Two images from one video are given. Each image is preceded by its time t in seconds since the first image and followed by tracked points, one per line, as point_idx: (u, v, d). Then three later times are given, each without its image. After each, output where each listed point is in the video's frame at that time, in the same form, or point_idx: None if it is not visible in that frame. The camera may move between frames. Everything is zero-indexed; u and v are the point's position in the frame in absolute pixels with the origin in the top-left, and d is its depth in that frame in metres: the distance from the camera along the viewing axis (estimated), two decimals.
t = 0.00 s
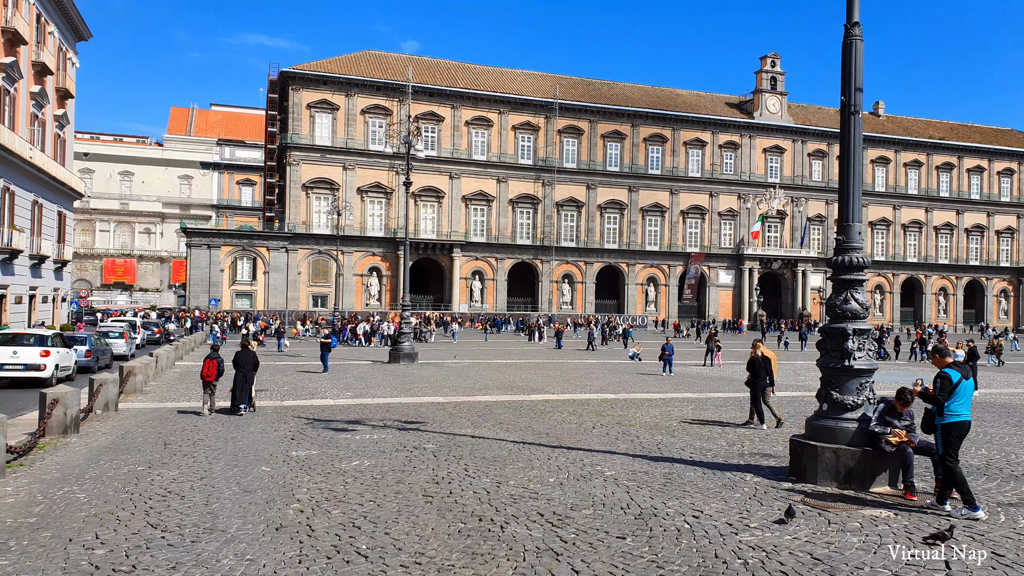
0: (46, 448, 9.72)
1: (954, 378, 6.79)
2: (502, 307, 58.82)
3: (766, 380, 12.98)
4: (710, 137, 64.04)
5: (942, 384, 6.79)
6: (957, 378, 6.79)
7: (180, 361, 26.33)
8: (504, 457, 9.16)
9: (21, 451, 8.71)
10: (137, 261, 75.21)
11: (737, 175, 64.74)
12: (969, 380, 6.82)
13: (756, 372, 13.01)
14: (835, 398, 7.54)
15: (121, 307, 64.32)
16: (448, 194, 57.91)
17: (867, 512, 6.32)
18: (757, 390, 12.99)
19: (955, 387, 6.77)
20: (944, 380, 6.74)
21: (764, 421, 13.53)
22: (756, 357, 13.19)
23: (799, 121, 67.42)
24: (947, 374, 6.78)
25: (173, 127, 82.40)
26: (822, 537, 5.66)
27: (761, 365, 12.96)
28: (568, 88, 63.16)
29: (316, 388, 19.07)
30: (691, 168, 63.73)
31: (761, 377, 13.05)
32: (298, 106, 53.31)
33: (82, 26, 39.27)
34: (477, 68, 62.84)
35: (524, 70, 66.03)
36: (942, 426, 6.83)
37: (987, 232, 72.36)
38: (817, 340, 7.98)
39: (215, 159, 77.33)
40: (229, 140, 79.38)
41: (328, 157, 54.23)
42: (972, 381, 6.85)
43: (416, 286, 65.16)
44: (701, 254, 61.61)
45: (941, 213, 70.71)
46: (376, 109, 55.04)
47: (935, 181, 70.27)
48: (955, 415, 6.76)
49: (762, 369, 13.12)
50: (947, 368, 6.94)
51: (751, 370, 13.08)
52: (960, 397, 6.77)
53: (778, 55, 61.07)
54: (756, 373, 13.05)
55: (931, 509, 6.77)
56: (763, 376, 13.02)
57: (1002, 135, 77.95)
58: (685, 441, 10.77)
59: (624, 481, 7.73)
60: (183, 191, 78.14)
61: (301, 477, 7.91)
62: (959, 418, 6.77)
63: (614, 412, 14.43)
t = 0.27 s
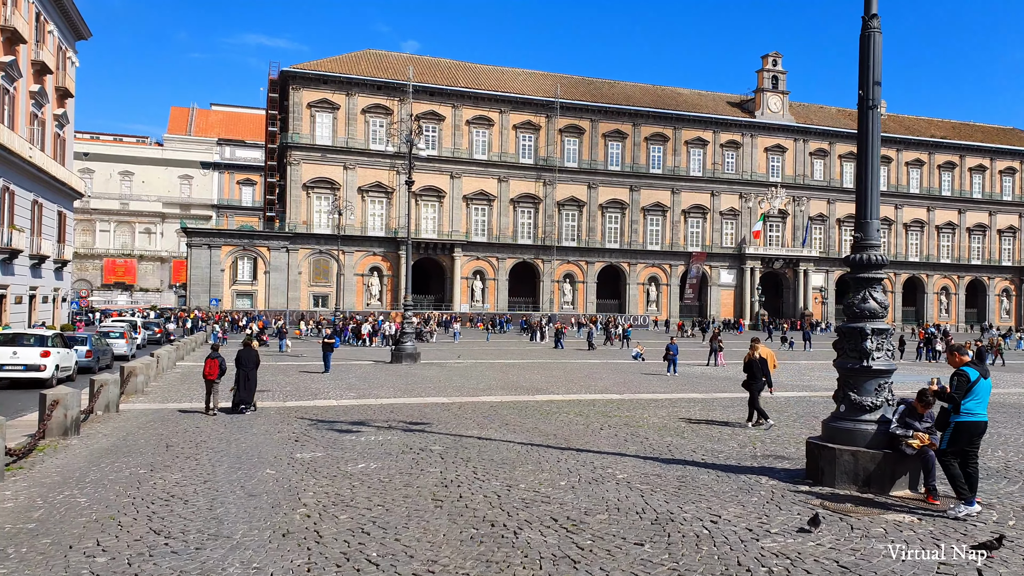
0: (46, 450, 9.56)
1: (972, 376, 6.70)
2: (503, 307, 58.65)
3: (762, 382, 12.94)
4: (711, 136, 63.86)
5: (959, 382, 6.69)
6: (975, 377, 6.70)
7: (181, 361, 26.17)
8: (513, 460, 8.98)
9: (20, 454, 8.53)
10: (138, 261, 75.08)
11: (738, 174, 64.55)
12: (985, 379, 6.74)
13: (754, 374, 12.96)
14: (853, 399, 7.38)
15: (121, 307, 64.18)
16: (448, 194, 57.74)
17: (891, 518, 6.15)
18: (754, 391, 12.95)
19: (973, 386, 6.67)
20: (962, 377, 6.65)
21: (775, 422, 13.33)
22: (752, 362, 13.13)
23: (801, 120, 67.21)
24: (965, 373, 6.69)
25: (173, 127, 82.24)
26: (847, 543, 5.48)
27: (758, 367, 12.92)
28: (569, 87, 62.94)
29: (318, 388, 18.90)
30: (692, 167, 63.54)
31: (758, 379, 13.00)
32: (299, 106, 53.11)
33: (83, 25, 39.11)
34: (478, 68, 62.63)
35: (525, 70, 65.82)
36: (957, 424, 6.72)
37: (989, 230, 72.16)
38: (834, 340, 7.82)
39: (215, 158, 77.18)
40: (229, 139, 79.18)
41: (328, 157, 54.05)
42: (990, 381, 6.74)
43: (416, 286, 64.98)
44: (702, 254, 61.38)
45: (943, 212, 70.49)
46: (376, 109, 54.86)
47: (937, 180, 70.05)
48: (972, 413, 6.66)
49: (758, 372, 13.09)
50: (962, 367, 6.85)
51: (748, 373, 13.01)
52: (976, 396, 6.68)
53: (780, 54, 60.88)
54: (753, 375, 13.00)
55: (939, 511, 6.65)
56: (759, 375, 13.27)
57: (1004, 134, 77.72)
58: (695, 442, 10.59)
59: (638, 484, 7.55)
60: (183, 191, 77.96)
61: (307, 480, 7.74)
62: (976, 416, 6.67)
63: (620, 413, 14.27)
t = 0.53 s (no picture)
0: (47, 448, 9.37)
1: (991, 378, 6.53)
2: (505, 307, 58.46)
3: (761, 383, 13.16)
4: (715, 136, 63.62)
5: (977, 384, 6.51)
6: (993, 379, 6.51)
7: (183, 358, 26.02)
8: (524, 461, 8.81)
9: (22, 452, 8.36)
10: (139, 259, 75.04)
11: (742, 175, 64.33)
12: (1006, 381, 6.55)
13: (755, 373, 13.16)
14: (875, 401, 7.19)
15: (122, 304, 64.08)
16: (451, 193, 57.55)
17: (918, 525, 5.98)
18: (751, 390, 13.24)
19: (991, 388, 6.49)
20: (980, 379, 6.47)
21: (786, 424, 13.14)
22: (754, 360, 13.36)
23: (804, 121, 66.97)
24: (983, 374, 6.52)
25: (176, 125, 82.15)
26: (877, 552, 5.34)
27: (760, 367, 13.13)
28: (572, 87, 62.72)
29: (322, 387, 18.75)
30: (695, 168, 63.32)
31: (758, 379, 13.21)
32: (301, 104, 52.91)
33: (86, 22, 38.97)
34: (482, 67, 62.44)
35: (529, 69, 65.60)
36: (976, 427, 6.52)
37: (992, 233, 71.93)
38: (854, 342, 7.62)
39: (218, 156, 77.06)
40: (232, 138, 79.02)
41: (331, 155, 53.86)
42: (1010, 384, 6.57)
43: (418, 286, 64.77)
44: (705, 254, 61.13)
45: (947, 214, 70.23)
46: (379, 107, 54.69)
47: (941, 182, 69.81)
48: (991, 416, 6.45)
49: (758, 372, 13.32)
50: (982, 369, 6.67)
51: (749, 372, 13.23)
52: (996, 398, 6.49)
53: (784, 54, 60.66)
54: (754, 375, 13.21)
55: (951, 517, 6.44)
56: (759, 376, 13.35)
57: (1008, 136, 77.42)
58: (707, 444, 10.41)
59: (654, 487, 7.38)
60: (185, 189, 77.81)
61: (315, 481, 7.57)
62: (996, 419, 6.45)
63: (629, 414, 14.10)
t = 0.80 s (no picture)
0: (51, 453, 9.19)
1: (999, 380, 6.33)
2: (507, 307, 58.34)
3: (758, 383, 13.25)
4: (717, 136, 63.43)
5: (986, 387, 6.38)
6: (1003, 381, 6.32)
7: (186, 360, 25.84)
8: (538, 464, 8.64)
9: (24, 456, 8.17)
10: (140, 260, 74.92)
11: (743, 174, 64.17)
12: (1019, 383, 6.33)
13: (749, 374, 13.30)
14: (898, 402, 7.04)
15: (123, 305, 63.95)
16: (452, 193, 57.40)
17: (949, 530, 5.82)
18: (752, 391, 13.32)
19: (1001, 390, 6.31)
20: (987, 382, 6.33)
21: (799, 425, 12.97)
22: (750, 360, 13.49)
23: (806, 119, 66.78)
24: (990, 376, 6.36)
25: (176, 126, 82.00)
26: (911, 559, 5.18)
27: (754, 367, 13.25)
28: (573, 86, 62.54)
29: (326, 388, 18.59)
30: (697, 167, 63.15)
31: (754, 379, 13.33)
32: (302, 104, 52.73)
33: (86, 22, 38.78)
34: (483, 67, 62.28)
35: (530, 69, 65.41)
36: (988, 430, 6.35)
37: (995, 231, 71.72)
38: (875, 341, 7.46)
39: (218, 157, 76.88)
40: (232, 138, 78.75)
41: (332, 156, 53.69)
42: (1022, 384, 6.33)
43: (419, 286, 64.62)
44: (707, 254, 60.97)
45: (949, 212, 70.06)
46: (381, 108, 54.54)
47: (943, 180, 69.64)
48: (1002, 419, 6.27)
49: (756, 372, 13.41)
50: (995, 371, 6.46)
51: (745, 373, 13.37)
52: (1008, 401, 6.30)
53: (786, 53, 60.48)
54: (749, 376, 13.35)
55: (986, 523, 6.20)
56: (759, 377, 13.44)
57: (1010, 134, 77.16)
58: (721, 446, 10.23)
59: (672, 491, 7.21)
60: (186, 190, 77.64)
61: (325, 485, 7.40)
62: (1008, 422, 6.26)
63: (638, 415, 13.93)
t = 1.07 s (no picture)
0: (53, 452, 9.02)
1: (1006, 380, 6.10)
2: (509, 307, 58.15)
3: (757, 380, 13.31)
4: (719, 135, 63.24)
5: (992, 388, 6.15)
6: (1009, 382, 6.08)
7: (188, 359, 25.68)
8: (551, 465, 8.46)
9: (25, 457, 7.99)
10: (141, 259, 74.76)
11: (746, 174, 63.96)
12: None
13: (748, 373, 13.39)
14: (922, 404, 6.86)
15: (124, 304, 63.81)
16: (455, 193, 57.20)
17: (979, 537, 5.64)
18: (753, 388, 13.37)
19: (1007, 390, 6.06)
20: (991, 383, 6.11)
21: (810, 426, 12.78)
22: (750, 358, 13.57)
23: (809, 120, 66.56)
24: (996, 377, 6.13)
25: (178, 124, 81.92)
26: (944, 568, 5.01)
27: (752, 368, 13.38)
28: (576, 86, 62.34)
29: (330, 387, 18.42)
30: (700, 167, 62.92)
31: (753, 376, 13.39)
32: (305, 103, 52.54)
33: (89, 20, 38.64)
34: (485, 66, 62.09)
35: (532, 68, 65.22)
36: (1000, 432, 6.09)
37: (998, 232, 71.43)
38: (898, 342, 7.27)
39: (221, 156, 76.77)
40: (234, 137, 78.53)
41: (335, 155, 53.49)
42: None
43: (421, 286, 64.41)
44: (710, 254, 60.75)
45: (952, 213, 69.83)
46: (383, 107, 54.35)
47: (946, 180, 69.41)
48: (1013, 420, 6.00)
49: (756, 370, 13.46)
50: (1004, 371, 6.22)
51: (745, 371, 13.45)
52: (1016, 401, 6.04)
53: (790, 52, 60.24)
54: (748, 373, 13.44)
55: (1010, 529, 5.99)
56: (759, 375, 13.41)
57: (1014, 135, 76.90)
58: (734, 448, 10.05)
59: (690, 494, 7.03)
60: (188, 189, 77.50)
61: (333, 487, 7.22)
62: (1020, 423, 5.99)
63: (647, 416, 13.74)
